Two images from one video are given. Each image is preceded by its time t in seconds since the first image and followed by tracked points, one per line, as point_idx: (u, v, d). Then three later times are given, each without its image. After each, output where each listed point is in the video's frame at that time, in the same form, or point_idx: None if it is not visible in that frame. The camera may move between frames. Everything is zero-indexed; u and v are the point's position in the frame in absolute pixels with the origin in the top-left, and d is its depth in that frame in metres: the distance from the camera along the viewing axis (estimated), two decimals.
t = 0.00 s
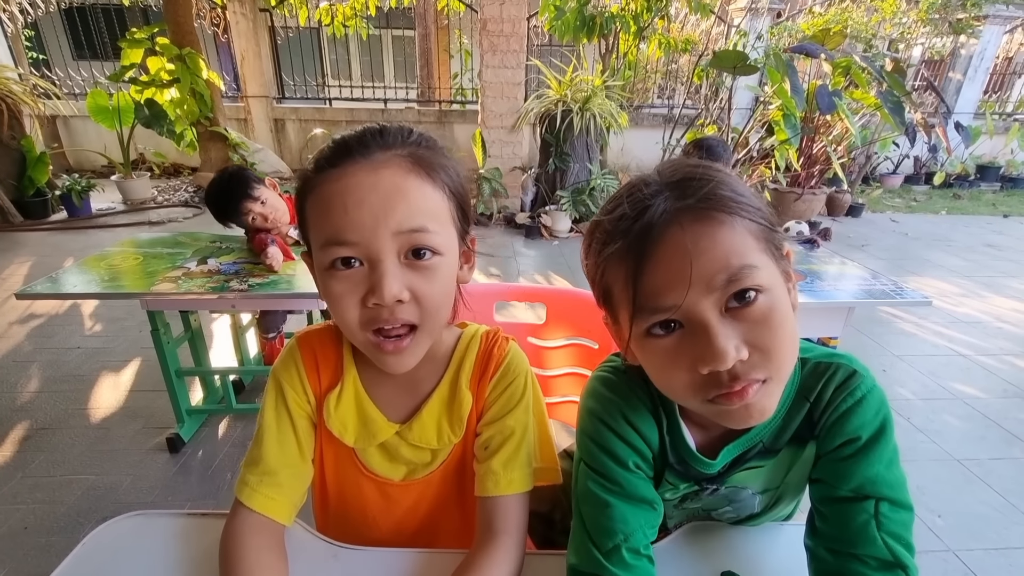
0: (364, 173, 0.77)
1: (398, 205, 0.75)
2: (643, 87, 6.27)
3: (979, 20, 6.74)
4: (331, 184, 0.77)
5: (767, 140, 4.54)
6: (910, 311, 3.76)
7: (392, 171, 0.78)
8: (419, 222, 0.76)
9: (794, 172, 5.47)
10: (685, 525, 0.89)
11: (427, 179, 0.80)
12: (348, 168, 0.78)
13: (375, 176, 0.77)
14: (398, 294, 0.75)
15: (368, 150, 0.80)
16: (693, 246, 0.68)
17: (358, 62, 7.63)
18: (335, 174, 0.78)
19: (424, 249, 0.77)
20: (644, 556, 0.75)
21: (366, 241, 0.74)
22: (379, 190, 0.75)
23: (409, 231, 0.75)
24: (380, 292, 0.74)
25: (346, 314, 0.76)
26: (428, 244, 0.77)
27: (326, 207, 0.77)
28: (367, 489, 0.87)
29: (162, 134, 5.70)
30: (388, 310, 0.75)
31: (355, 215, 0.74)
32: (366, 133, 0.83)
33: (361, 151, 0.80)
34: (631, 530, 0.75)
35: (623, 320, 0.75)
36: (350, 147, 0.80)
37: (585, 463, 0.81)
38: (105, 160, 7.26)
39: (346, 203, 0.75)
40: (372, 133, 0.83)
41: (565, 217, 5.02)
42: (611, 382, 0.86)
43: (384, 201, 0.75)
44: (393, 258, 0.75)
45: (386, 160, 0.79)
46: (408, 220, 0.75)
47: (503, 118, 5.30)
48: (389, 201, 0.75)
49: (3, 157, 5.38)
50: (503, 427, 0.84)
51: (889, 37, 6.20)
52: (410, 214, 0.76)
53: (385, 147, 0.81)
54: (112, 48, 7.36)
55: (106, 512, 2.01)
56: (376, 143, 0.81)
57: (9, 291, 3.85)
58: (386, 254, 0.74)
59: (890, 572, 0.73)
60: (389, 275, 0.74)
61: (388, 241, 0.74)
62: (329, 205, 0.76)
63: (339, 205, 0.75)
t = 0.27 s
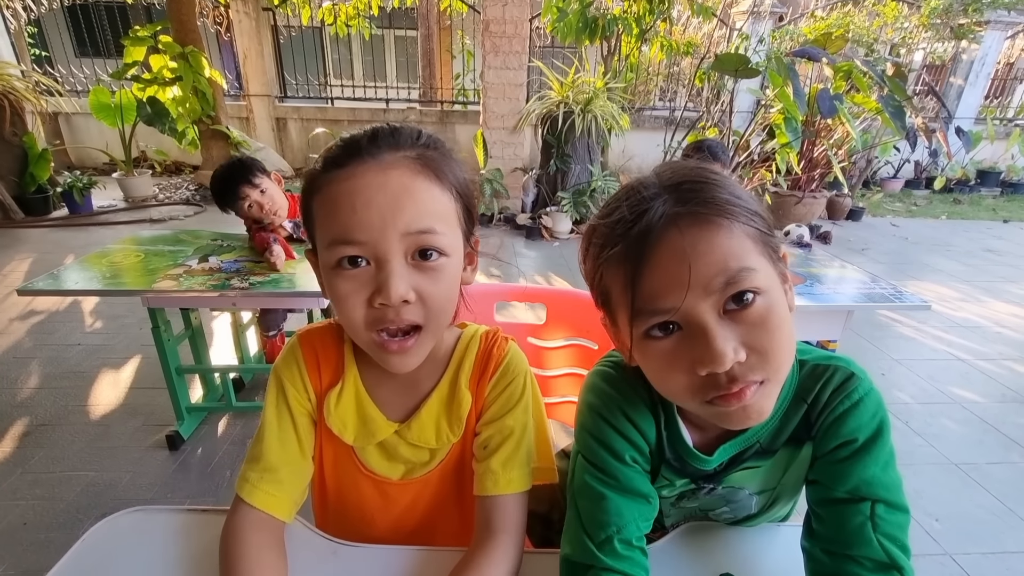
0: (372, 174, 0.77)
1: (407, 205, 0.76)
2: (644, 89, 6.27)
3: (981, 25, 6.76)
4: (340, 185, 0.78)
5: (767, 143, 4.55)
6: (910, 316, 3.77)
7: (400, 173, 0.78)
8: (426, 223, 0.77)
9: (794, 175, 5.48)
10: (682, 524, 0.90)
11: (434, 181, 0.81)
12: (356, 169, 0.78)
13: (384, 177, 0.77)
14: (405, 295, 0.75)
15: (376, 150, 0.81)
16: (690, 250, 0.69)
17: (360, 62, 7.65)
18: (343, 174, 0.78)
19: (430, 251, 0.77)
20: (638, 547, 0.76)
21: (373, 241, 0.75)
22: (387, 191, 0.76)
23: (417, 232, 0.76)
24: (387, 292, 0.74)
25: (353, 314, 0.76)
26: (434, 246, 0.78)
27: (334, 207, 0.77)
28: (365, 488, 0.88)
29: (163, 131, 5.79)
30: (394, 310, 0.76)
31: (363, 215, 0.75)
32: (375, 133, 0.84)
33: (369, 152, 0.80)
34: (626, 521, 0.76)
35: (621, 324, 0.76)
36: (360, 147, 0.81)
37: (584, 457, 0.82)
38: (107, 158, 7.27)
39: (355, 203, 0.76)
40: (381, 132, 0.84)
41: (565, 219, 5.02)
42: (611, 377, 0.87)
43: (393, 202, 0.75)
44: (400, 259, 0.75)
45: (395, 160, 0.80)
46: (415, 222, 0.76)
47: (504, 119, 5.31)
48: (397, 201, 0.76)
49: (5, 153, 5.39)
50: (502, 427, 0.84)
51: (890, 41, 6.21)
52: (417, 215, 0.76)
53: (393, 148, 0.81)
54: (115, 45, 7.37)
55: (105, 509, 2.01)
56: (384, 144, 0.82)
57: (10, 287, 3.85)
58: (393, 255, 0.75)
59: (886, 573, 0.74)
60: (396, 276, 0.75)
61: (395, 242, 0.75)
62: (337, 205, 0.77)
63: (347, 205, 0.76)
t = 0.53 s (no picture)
0: (380, 179, 0.79)
1: (414, 209, 0.77)
2: (645, 91, 6.29)
3: (981, 28, 6.78)
4: (348, 190, 0.79)
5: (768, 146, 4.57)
6: (910, 318, 3.78)
7: (407, 178, 0.79)
8: (433, 227, 0.78)
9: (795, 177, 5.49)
10: (682, 523, 0.91)
11: (440, 186, 0.82)
12: (365, 174, 0.79)
13: (391, 183, 0.78)
14: (412, 298, 0.76)
15: (384, 155, 0.82)
16: (690, 252, 0.70)
17: (362, 64, 7.67)
18: (351, 180, 0.80)
19: (437, 254, 0.79)
20: (643, 547, 0.77)
21: (381, 244, 0.76)
22: (394, 196, 0.77)
23: (424, 236, 0.77)
24: (394, 295, 0.76)
25: (361, 317, 0.78)
26: (441, 249, 0.79)
27: (342, 211, 0.78)
28: (371, 487, 0.89)
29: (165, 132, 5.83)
30: (403, 313, 0.77)
31: (371, 219, 0.76)
32: (382, 137, 0.85)
33: (377, 157, 0.82)
34: (630, 522, 0.77)
35: (625, 324, 0.77)
36: (367, 151, 0.82)
37: (587, 459, 0.83)
38: (109, 159, 7.29)
39: (364, 207, 0.77)
40: (388, 137, 0.85)
41: (566, 221, 5.03)
42: (613, 377, 0.88)
43: (400, 207, 0.77)
44: (407, 263, 0.77)
45: (403, 165, 0.81)
46: (422, 226, 0.77)
47: (505, 121, 5.32)
48: (405, 206, 0.77)
49: (8, 154, 5.41)
50: (506, 427, 0.86)
51: (890, 44, 6.23)
52: (423, 220, 0.78)
53: (400, 152, 0.83)
54: (117, 47, 7.39)
55: (109, 508, 2.02)
56: (392, 149, 0.83)
57: (13, 288, 3.86)
58: (400, 258, 0.76)
59: (884, 572, 0.75)
60: (404, 278, 0.76)
61: (403, 245, 0.76)
62: (346, 209, 0.78)
63: (356, 210, 0.77)
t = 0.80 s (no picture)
0: (383, 176, 0.80)
1: (416, 206, 0.78)
2: (645, 93, 6.31)
3: (980, 30, 6.79)
4: (350, 187, 0.80)
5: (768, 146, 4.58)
6: (910, 319, 3.78)
7: (409, 175, 0.80)
8: (434, 223, 0.79)
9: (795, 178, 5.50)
10: (683, 521, 0.92)
11: (441, 183, 0.83)
12: (367, 173, 0.80)
13: (393, 180, 0.79)
14: (413, 293, 0.77)
15: (387, 154, 0.83)
16: (689, 253, 0.70)
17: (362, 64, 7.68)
18: (353, 178, 0.81)
19: (439, 250, 0.79)
20: (641, 542, 0.78)
21: (383, 240, 0.77)
22: (396, 193, 0.78)
23: (425, 232, 0.78)
24: (396, 290, 0.76)
25: (360, 312, 0.78)
26: (442, 245, 0.80)
27: (345, 208, 0.79)
28: (372, 486, 0.90)
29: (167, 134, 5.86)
30: (403, 308, 0.78)
31: (374, 215, 0.77)
32: (385, 136, 0.86)
33: (381, 155, 0.83)
34: (629, 517, 0.78)
35: (627, 328, 0.78)
36: (369, 149, 0.83)
37: (589, 454, 0.84)
38: (110, 159, 7.30)
39: (366, 204, 0.78)
40: (391, 136, 0.86)
41: (566, 221, 5.05)
42: (616, 375, 0.88)
43: (402, 204, 0.78)
44: (409, 258, 0.78)
45: (404, 163, 0.82)
46: (423, 222, 0.78)
47: (505, 122, 5.33)
48: (407, 203, 0.78)
49: (10, 154, 5.42)
50: (509, 426, 0.86)
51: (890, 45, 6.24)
52: (425, 215, 0.78)
53: (403, 151, 0.84)
54: (119, 47, 7.41)
55: (110, 507, 2.03)
56: (394, 148, 0.84)
57: (14, 288, 3.87)
58: (402, 254, 0.77)
59: (882, 568, 0.76)
60: (405, 274, 0.77)
61: (404, 241, 0.77)
62: (349, 206, 0.79)
63: (359, 207, 0.78)
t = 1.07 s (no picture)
0: (386, 169, 0.80)
1: (419, 198, 0.79)
2: (647, 93, 6.31)
3: (983, 30, 6.79)
4: (353, 180, 0.81)
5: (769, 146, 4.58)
6: (912, 319, 3.77)
7: (413, 168, 0.81)
8: (436, 216, 0.79)
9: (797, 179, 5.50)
10: (688, 516, 0.92)
11: (444, 178, 0.83)
12: (371, 165, 0.81)
13: (397, 172, 0.80)
14: (416, 284, 0.77)
15: (391, 148, 0.84)
16: (691, 262, 0.71)
17: (364, 65, 7.69)
18: (356, 170, 0.82)
19: (441, 243, 0.80)
20: (609, 523, 0.79)
21: (386, 232, 0.77)
22: (399, 186, 0.79)
23: (428, 224, 0.79)
24: (398, 280, 0.77)
25: (362, 303, 0.79)
26: (445, 238, 0.80)
27: (348, 200, 0.80)
28: (372, 482, 0.90)
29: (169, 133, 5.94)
30: (405, 299, 0.78)
31: (377, 206, 0.78)
32: (391, 132, 0.87)
33: (385, 149, 0.83)
34: (605, 497, 0.79)
35: (637, 341, 0.77)
36: (373, 144, 0.84)
37: (581, 435, 0.84)
38: (113, 160, 7.32)
39: (369, 196, 0.78)
40: (395, 132, 0.87)
41: (568, 222, 5.06)
42: (621, 365, 0.88)
43: (406, 197, 0.78)
44: (412, 250, 0.78)
45: (408, 157, 0.83)
46: (426, 214, 0.79)
47: (507, 122, 5.33)
48: (410, 195, 0.78)
49: (13, 154, 5.44)
50: (512, 424, 0.87)
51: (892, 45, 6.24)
52: (428, 208, 0.79)
53: (407, 145, 0.85)
54: (122, 48, 7.43)
55: (112, 506, 2.04)
56: (398, 142, 0.85)
57: (17, 287, 3.89)
58: (405, 245, 0.77)
59: (889, 564, 0.75)
60: (408, 265, 0.77)
61: (408, 233, 0.78)
62: (352, 198, 0.80)
63: (362, 198, 0.79)
